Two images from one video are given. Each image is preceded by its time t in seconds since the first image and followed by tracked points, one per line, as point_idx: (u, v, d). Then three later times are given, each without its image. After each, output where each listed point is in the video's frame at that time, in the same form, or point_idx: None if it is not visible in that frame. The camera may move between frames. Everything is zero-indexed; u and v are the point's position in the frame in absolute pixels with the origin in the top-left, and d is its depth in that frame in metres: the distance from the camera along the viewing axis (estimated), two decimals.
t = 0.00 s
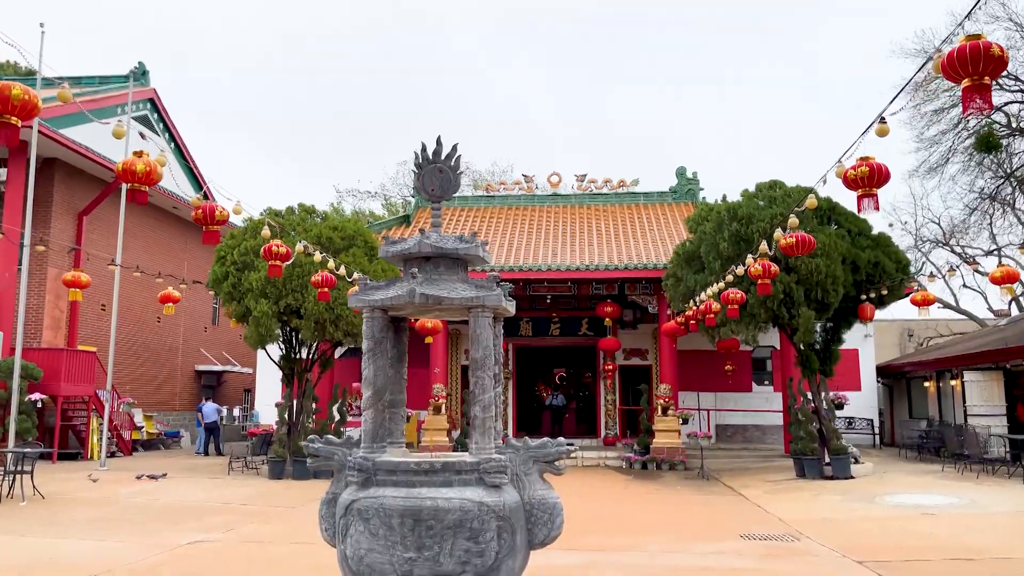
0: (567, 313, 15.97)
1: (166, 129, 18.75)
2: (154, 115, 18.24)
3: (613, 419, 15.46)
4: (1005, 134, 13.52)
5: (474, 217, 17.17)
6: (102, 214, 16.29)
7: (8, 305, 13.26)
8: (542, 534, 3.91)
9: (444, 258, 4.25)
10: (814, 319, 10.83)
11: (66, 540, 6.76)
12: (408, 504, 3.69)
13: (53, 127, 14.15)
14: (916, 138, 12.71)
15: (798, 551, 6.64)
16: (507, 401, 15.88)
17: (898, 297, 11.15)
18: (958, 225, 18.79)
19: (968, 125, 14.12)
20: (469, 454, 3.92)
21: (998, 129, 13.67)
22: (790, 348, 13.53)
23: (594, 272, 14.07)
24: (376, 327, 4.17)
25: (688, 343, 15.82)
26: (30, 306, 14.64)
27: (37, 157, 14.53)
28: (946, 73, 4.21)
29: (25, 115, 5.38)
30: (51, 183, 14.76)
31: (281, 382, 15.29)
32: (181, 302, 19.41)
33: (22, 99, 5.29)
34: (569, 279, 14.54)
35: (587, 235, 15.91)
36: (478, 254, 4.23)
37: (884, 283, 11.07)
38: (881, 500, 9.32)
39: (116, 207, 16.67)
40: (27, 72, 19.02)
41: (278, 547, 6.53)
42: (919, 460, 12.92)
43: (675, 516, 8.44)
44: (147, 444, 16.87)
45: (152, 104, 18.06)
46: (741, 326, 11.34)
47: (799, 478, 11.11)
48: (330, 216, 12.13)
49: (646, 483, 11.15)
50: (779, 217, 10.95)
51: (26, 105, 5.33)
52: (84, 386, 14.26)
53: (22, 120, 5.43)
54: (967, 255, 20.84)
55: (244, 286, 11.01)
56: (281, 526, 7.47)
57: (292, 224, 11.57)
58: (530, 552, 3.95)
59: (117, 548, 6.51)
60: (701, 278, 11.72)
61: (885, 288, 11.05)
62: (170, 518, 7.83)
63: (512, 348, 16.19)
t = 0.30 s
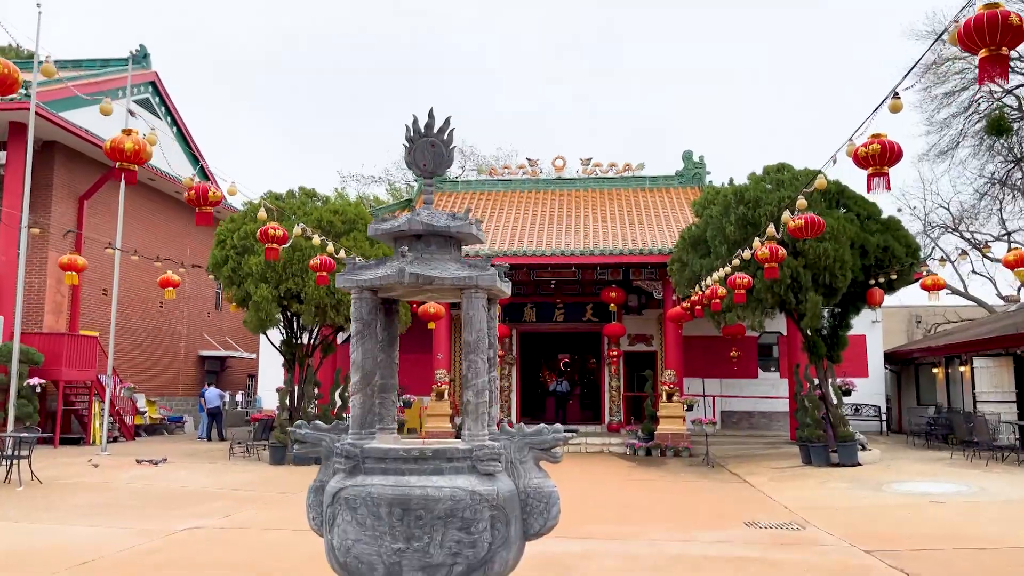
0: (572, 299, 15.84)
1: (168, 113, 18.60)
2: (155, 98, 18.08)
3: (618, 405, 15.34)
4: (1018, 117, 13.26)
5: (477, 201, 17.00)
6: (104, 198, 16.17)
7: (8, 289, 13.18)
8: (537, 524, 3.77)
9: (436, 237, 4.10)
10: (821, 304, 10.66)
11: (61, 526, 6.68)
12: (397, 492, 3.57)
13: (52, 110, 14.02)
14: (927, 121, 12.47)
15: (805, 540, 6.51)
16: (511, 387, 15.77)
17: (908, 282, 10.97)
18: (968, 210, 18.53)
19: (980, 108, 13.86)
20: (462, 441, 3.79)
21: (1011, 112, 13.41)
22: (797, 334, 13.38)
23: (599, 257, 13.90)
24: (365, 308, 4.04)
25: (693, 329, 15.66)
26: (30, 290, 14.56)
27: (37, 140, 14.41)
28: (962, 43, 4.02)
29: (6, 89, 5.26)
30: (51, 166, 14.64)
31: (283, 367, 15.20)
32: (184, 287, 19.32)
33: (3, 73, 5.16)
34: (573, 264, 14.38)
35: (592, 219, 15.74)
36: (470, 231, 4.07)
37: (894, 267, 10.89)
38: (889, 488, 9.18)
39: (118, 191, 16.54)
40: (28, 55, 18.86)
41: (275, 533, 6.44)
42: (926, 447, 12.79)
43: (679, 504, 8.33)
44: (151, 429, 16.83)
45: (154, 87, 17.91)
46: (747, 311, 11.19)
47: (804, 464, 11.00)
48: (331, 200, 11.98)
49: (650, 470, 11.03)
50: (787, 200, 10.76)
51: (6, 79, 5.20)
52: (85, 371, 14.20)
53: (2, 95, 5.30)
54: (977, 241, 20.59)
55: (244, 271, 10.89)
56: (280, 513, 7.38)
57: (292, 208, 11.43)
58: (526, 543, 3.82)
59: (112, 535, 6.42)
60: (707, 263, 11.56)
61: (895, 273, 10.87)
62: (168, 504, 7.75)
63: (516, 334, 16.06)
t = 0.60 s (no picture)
0: (576, 287, 15.65)
1: (168, 99, 18.42)
2: (155, 84, 17.91)
3: (622, 394, 15.18)
4: None
5: (481, 188, 16.81)
6: (103, 184, 16.02)
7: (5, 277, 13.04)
8: (535, 520, 3.63)
9: (427, 218, 3.93)
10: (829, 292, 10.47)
11: (52, 517, 6.56)
12: (385, 487, 3.43)
13: (50, 96, 13.86)
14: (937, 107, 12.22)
15: (812, 533, 6.35)
16: (515, 376, 15.62)
17: (917, 270, 10.80)
18: (976, 198, 18.29)
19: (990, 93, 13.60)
20: (456, 433, 3.65)
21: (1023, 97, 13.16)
22: (803, 323, 13.19)
23: (603, 244, 13.73)
24: (353, 293, 3.87)
25: (698, 318, 15.49)
26: (28, 279, 14.43)
27: (34, 125, 14.26)
28: (983, 16, 3.85)
29: None
30: (49, 152, 14.49)
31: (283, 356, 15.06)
32: (184, 275, 19.17)
33: None
34: (576, 252, 14.21)
35: (594, 207, 15.56)
36: (463, 212, 3.90)
37: (903, 255, 10.71)
38: (897, 479, 9.02)
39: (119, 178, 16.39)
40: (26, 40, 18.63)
41: (270, 525, 6.30)
42: (934, 438, 12.62)
43: (682, 495, 8.18)
44: (152, 417, 16.74)
45: (154, 73, 17.73)
46: (753, 300, 11.03)
47: (811, 455, 10.84)
48: (331, 186, 11.81)
49: (654, 460, 10.88)
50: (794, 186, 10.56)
51: None
52: (84, 359, 14.09)
53: None
54: (985, 230, 20.34)
55: (242, 258, 10.74)
56: (277, 504, 7.24)
57: (291, 193, 11.26)
58: (523, 539, 3.67)
59: (103, 526, 6.29)
60: (713, 250, 11.37)
61: (904, 261, 10.68)
62: (164, 495, 7.61)
63: (519, 322, 15.91)
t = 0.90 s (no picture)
0: (578, 278, 15.56)
1: (169, 88, 18.27)
2: (155, 73, 17.76)
3: (625, 386, 15.05)
4: None
5: (483, 178, 16.65)
6: (102, 174, 15.89)
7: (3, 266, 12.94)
8: (528, 519, 3.50)
9: (416, 202, 3.80)
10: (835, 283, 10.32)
11: (42, 509, 6.45)
12: (371, 485, 3.30)
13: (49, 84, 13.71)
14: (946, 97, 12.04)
15: (817, 529, 6.21)
16: (517, 367, 15.50)
17: (924, 261, 10.65)
18: (983, 190, 18.09)
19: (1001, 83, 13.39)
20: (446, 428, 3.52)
21: None
22: (808, 314, 13.04)
23: (606, 235, 13.57)
24: (337, 280, 3.74)
25: (702, 309, 15.34)
26: (27, 268, 14.33)
27: (32, 113, 14.14)
28: None
29: None
30: (47, 140, 14.37)
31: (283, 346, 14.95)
32: (185, 265, 19.06)
33: None
34: (579, 242, 14.05)
35: (597, 197, 15.40)
36: (452, 196, 3.76)
37: (910, 246, 10.55)
38: (903, 473, 8.89)
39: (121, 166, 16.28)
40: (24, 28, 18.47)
41: (264, 518, 6.18)
42: (940, 431, 12.48)
43: (685, 488, 8.05)
44: (152, 408, 16.67)
45: (154, 62, 17.57)
46: (757, 291, 10.88)
47: (816, 448, 10.71)
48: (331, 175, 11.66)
49: (657, 453, 10.76)
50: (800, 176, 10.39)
51: None
52: (83, 349, 13.99)
53: None
54: (991, 221, 20.15)
55: (240, 248, 10.61)
56: (272, 497, 7.12)
57: (290, 182, 11.11)
58: (516, 538, 3.54)
59: (94, 519, 6.17)
60: (716, 240, 11.21)
61: (911, 252, 10.53)
62: (158, 487, 7.50)
63: (521, 313, 15.77)
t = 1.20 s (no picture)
0: (579, 271, 15.39)
1: (168, 79, 18.13)
2: (155, 64, 17.61)
3: (626, 380, 14.90)
4: None
5: (484, 170, 16.49)
6: (100, 165, 15.75)
7: None
8: (516, 519, 3.37)
9: (398, 183, 3.66)
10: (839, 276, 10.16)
11: (29, 504, 6.32)
12: (347, 482, 3.16)
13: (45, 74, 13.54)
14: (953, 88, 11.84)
15: (819, 526, 6.06)
16: (518, 361, 15.37)
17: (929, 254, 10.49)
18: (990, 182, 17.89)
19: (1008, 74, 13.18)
20: (428, 422, 3.38)
21: None
22: (812, 307, 12.87)
23: (607, 227, 13.40)
24: (314, 265, 3.60)
25: (705, 303, 15.17)
26: (23, 260, 14.22)
27: (28, 104, 13.99)
28: None
29: None
30: (44, 131, 14.23)
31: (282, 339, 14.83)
32: (184, 258, 18.94)
33: None
34: (580, 235, 13.89)
35: (598, 189, 15.24)
36: (436, 177, 3.62)
37: (916, 238, 10.38)
38: (907, 469, 8.73)
39: (120, 158, 16.14)
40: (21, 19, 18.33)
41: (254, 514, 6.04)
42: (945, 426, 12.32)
43: (686, 484, 7.90)
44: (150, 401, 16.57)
45: (153, 52, 17.41)
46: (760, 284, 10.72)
47: (819, 443, 10.55)
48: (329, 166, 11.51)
49: (657, 448, 10.61)
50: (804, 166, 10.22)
51: None
52: (80, 342, 13.87)
53: None
54: (998, 215, 19.93)
55: (236, 239, 10.47)
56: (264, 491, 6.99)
57: (287, 173, 10.97)
58: (502, 538, 3.41)
59: (81, 514, 6.05)
60: (719, 232, 11.04)
61: (917, 244, 10.35)
62: (148, 481, 7.37)
63: (522, 306, 15.62)
